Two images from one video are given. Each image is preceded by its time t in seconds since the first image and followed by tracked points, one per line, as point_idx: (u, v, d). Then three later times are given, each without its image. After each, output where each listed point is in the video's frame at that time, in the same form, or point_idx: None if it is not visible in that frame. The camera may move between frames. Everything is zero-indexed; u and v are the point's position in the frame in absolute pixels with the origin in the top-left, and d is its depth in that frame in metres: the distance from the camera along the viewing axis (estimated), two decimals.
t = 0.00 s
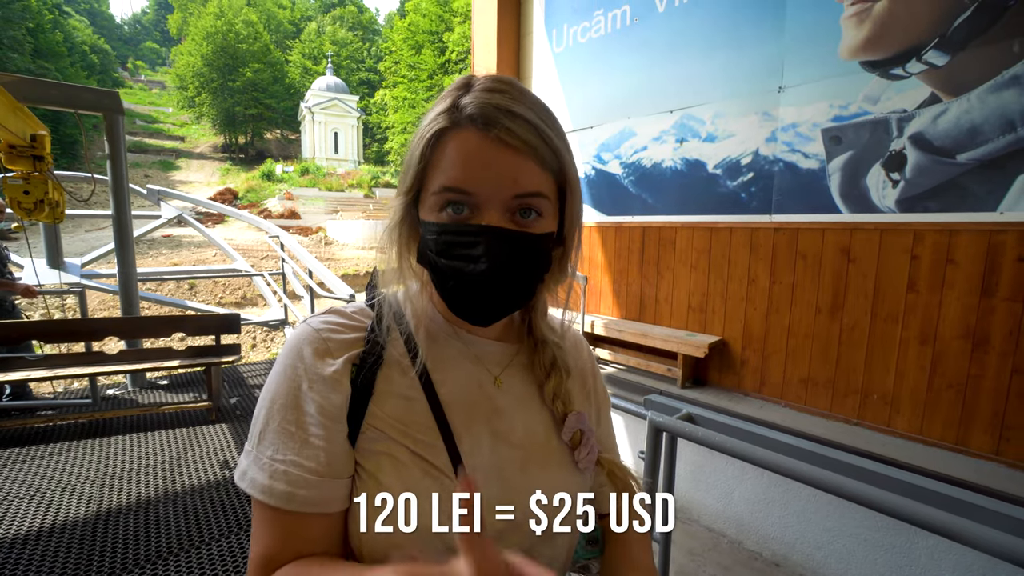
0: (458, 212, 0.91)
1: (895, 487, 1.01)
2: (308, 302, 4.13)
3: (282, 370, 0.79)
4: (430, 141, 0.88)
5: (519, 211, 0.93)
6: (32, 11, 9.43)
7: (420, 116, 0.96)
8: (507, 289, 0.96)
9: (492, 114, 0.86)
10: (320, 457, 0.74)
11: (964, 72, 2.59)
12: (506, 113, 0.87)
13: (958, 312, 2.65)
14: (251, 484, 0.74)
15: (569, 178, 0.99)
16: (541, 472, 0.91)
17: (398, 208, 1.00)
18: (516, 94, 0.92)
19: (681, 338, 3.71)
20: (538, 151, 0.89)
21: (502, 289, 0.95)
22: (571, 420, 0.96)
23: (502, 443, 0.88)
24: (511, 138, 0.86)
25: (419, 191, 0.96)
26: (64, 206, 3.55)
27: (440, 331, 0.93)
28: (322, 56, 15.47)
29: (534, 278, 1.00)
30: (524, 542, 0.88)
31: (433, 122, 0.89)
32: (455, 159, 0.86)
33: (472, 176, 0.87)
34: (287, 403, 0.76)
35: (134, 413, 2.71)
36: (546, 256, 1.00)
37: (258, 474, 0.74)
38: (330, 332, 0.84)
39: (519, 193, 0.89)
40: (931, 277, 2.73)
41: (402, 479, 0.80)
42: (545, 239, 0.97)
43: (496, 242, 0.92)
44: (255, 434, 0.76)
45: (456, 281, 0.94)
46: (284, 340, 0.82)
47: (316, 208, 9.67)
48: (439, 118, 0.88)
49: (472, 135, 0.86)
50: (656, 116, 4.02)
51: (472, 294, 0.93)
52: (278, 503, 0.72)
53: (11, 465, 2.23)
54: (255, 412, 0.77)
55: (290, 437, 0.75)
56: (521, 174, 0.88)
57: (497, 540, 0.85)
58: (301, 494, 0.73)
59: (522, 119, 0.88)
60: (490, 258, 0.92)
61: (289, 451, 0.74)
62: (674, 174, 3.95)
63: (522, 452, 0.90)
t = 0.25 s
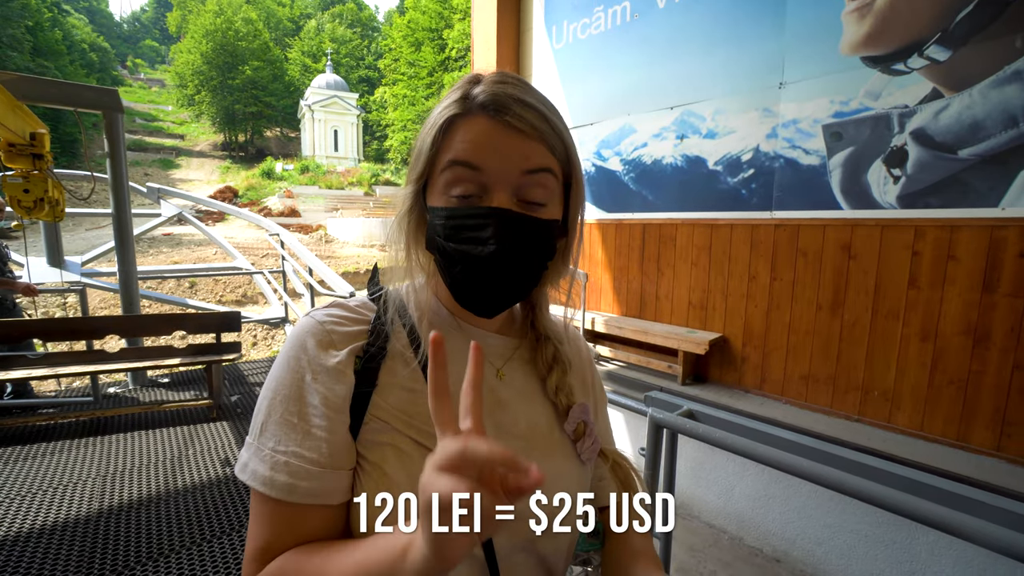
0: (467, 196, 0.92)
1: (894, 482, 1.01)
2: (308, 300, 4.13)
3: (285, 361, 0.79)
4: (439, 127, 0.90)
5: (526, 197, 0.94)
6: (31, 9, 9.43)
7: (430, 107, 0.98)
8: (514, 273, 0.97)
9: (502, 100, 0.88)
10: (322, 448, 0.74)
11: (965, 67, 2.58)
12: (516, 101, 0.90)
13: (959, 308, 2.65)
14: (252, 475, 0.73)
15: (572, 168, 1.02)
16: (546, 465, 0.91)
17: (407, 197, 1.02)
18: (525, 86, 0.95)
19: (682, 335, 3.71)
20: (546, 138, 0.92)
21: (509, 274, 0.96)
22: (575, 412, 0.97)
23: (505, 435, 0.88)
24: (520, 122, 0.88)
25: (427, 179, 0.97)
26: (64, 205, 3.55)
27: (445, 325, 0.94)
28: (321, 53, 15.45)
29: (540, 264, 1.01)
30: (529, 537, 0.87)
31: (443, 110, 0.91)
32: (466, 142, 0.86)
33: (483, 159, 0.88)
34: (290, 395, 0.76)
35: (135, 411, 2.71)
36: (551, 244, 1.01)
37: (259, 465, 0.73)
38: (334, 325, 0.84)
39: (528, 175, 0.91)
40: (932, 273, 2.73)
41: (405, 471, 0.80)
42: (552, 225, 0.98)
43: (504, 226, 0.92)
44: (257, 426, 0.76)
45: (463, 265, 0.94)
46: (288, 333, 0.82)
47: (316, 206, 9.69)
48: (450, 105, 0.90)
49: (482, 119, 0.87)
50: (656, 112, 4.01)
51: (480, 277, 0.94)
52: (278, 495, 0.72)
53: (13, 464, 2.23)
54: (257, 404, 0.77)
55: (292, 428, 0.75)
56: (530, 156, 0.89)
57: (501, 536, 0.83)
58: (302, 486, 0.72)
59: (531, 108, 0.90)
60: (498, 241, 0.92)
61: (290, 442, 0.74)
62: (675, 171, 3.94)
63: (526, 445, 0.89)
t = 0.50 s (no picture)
0: (466, 187, 0.93)
1: (896, 479, 1.01)
2: (309, 299, 4.13)
3: (287, 361, 0.79)
4: (437, 120, 0.91)
5: (526, 184, 0.94)
6: (29, 9, 9.43)
7: (428, 105, 1.00)
8: (516, 262, 0.97)
9: (497, 89, 0.90)
10: (321, 450, 0.74)
11: (966, 62, 2.57)
12: (511, 90, 0.91)
13: (960, 304, 2.64)
14: (254, 473, 0.74)
15: (571, 156, 1.02)
16: (543, 471, 0.90)
17: (407, 194, 1.03)
18: (520, 77, 0.96)
19: (682, 333, 3.70)
20: (543, 124, 0.92)
21: (512, 264, 0.96)
22: (577, 419, 0.97)
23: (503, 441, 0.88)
24: (515, 109, 0.90)
25: (427, 174, 0.99)
26: (64, 205, 3.55)
27: (446, 325, 0.92)
28: (320, 52, 15.43)
29: (544, 255, 1.00)
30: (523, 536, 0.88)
31: (440, 104, 0.93)
32: (463, 132, 0.88)
33: (481, 148, 0.89)
34: (291, 395, 0.76)
35: (136, 411, 2.71)
36: (554, 233, 1.00)
37: (261, 464, 0.74)
38: (336, 325, 0.83)
39: (525, 161, 0.91)
40: (933, 269, 2.72)
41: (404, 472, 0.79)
42: (553, 213, 0.98)
43: (505, 213, 0.92)
44: (259, 424, 0.77)
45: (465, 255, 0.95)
46: (290, 332, 0.82)
47: (316, 205, 9.69)
48: (448, 99, 0.92)
49: (477, 109, 0.89)
50: (656, 109, 4.00)
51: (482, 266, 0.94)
52: (279, 494, 0.72)
53: (14, 464, 2.24)
54: (259, 403, 0.78)
55: (293, 428, 0.75)
56: (527, 141, 0.90)
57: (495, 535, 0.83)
58: (301, 486, 0.73)
59: (527, 95, 0.91)
60: (500, 228, 0.93)
61: (290, 443, 0.74)
62: (675, 168, 3.93)
63: (523, 451, 0.90)
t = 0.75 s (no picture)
0: (465, 182, 0.92)
1: (897, 476, 1.01)
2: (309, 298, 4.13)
3: (286, 356, 0.79)
4: (435, 115, 0.91)
5: (525, 178, 0.94)
6: (27, 9, 9.42)
7: (425, 101, 1.00)
8: (516, 257, 0.97)
9: (495, 84, 0.90)
10: (321, 445, 0.74)
11: (968, 57, 2.56)
12: (509, 84, 0.91)
13: (961, 301, 2.64)
14: (254, 468, 0.74)
15: (570, 150, 1.02)
16: (539, 470, 0.90)
17: (406, 191, 1.03)
18: (517, 72, 0.96)
19: (683, 330, 3.70)
20: (541, 118, 0.92)
21: (512, 259, 0.96)
22: (574, 415, 0.97)
23: (502, 437, 0.88)
24: (514, 104, 0.89)
25: (426, 170, 0.98)
26: (63, 205, 3.54)
27: (445, 322, 0.92)
28: (319, 51, 15.42)
29: (543, 250, 1.00)
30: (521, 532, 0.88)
31: (437, 100, 0.92)
32: (462, 127, 0.87)
33: (480, 143, 0.88)
34: (290, 390, 0.76)
35: (137, 411, 2.71)
36: (554, 229, 1.00)
37: (261, 458, 0.74)
38: (333, 321, 0.83)
39: (526, 156, 0.91)
40: (934, 265, 2.71)
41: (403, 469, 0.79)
42: (553, 209, 0.97)
43: (505, 207, 0.91)
44: (259, 419, 0.76)
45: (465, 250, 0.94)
46: (289, 328, 0.82)
47: (316, 204, 9.70)
48: (446, 94, 0.91)
49: (476, 104, 0.88)
50: (656, 106, 3.99)
51: (482, 261, 0.94)
52: (279, 488, 0.72)
53: (14, 464, 2.24)
54: (259, 398, 0.77)
55: (292, 423, 0.75)
56: (527, 136, 0.90)
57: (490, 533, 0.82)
58: (301, 481, 0.72)
59: (524, 89, 0.91)
60: (500, 223, 0.92)
61: (290, 437, 0.74)
62: (675, 165, 3.92)
63: (521, 448, 0.89)
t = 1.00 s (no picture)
0: (467, 177, 0.92)
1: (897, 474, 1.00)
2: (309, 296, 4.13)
3: (291, 345, 0.78)
4: (437, 113, 0.91)
5: (524, 173, 0.94)
6: (27, 6, 9.42)
7: (426, 100, 1.00)
8: (518, 251, 0.97)
9: (495, 80, 0.90)
10: (324, 432, 0.74)
11: (970, 54, 2.55)
12: (508, 80, 0.91)
13: (962, 299, 2.63)
14: (260, 452, 0.75)
15: (568, 147, 1.02)
16: (536, 463, 0.90)
17: (409, 188, 1.02)
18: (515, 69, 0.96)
19: (683, 328, 3.69)
20: (540, 114, 0.92)
21: (513, 253, 0.96)
22: (572, 407, 0.95)
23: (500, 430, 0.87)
24: (513, 101, 0.89)
25: (428, 165, 0.98)
26: (63, 203, 3.54)
27: (446, 316, 0.92)
28: (320, 48, 15.40)
29: (543, 244, 1.00)
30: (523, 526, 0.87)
31: (439, 97, 0.92)
32: (463, 123, 0.87)
33: (481, 138, 0.88)
34: (295, 378, 0.76)
35: (136, 409, 2.71)
36: (553, 224, 1.00)
37: (266, 444, 0.74)
38: (338, 313, 0.83)
39: (525, 152, 0.91)
40: (936, 263, 2.71)
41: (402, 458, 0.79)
42: (553, 204, 0.97)
43: (506, 201, 0.91)
44: (266, 404, 0.77)
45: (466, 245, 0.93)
46: (294, 318, 0.82)
47: (316, 201, 9.71)
48: (446, 92, 0.91)
49: (477, 101, 0.88)
50: (656, 104, 3.98)
51: (484, 254, 0.94)
52: (283, 472, 0.73)
53: (14, 462, 2.24)
54: (266, 385, 0.78)
55: (297, 411, 0.75)
56: (526, 132, 0.90)
57: (490, 521, 0.82)
58: (305, 466, 0.73)
59: (523, 86, 0.91)
60: (501, 217, 0.92)
61: (294, 424, 0.74)
62: (675, 162, 3.91)
63: (519, 442, 0.89)
